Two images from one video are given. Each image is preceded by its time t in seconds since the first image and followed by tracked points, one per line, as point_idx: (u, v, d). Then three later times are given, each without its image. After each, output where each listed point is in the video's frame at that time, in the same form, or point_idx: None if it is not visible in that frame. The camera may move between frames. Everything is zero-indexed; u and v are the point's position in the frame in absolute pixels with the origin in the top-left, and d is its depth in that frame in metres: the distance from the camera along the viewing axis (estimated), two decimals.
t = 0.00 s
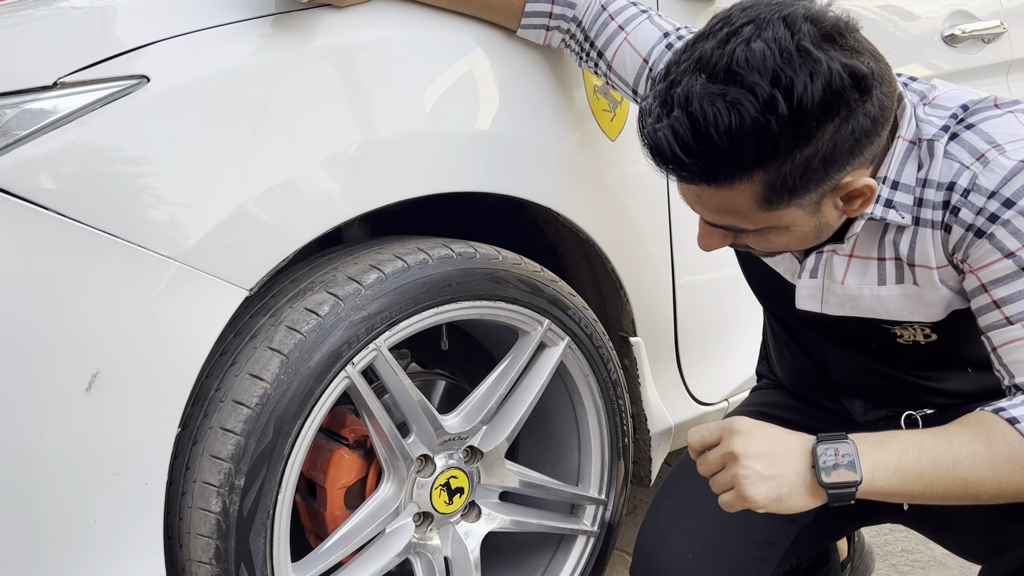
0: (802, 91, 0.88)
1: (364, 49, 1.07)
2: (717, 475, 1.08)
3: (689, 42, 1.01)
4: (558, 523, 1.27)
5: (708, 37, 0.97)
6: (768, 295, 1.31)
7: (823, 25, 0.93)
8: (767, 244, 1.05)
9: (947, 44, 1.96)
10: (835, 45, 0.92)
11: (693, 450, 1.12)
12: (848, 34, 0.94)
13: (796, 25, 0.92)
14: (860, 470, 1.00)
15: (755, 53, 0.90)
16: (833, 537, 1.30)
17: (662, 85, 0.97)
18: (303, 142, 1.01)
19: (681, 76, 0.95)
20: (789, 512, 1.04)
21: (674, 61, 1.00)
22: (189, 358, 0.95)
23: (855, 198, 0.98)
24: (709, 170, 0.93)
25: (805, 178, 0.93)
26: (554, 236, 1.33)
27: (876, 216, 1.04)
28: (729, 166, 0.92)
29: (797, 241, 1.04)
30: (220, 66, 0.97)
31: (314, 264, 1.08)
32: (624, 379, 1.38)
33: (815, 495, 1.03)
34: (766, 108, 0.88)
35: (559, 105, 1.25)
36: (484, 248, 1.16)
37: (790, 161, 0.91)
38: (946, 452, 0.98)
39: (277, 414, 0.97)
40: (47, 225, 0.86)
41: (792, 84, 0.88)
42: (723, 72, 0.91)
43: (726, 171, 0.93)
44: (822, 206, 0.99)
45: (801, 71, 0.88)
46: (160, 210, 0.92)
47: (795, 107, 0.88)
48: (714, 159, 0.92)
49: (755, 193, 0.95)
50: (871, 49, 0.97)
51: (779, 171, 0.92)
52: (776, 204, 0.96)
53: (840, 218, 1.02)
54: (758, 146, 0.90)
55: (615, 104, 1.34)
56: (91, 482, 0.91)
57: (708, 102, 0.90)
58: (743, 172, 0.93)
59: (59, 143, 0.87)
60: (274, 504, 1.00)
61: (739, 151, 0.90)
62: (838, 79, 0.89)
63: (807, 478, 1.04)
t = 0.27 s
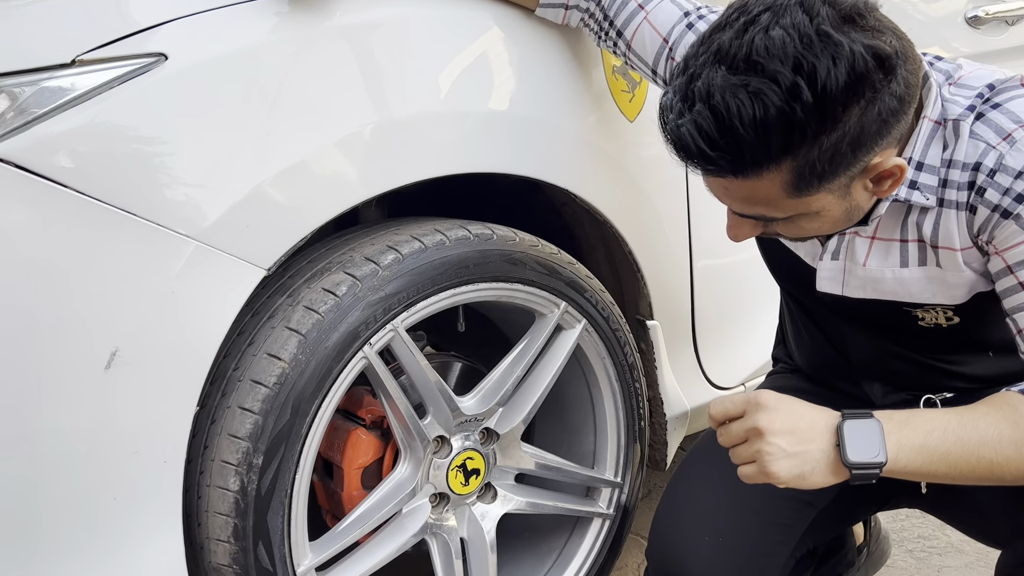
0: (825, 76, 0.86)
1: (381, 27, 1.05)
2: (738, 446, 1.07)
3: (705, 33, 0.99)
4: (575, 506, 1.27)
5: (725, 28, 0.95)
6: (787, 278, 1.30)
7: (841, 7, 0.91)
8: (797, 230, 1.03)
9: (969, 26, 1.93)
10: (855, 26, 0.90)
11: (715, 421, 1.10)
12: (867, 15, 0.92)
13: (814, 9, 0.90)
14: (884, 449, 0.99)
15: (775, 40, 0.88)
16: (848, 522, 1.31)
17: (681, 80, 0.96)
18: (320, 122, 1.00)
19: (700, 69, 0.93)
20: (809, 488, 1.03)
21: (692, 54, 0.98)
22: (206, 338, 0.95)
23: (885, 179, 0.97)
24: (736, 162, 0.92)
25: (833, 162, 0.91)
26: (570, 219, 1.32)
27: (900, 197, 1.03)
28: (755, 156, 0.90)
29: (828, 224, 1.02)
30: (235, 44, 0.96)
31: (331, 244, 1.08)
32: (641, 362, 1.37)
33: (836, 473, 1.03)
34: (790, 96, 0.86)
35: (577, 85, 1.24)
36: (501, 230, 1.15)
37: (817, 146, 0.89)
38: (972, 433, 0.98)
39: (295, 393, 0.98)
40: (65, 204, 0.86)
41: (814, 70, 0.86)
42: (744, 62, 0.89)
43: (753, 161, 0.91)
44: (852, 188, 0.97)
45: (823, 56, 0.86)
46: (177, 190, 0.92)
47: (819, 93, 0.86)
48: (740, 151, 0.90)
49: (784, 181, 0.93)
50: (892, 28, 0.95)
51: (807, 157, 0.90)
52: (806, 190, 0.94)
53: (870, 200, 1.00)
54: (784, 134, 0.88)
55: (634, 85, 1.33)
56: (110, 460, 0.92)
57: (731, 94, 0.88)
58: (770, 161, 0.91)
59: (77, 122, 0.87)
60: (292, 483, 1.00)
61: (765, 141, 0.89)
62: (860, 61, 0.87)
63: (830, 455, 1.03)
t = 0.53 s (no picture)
0: (851, 67, 0.82)
1: None
2: (760, 428, 1.06)
3: (725, 20, 0.95)
4: (593, 484, 1.27)
5: (746, 15, 0.91)
6: (808, 254, 1.29)
7: None
8: (822, 214, 1.00)
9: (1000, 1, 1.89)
10: (880, 13, 0.86)
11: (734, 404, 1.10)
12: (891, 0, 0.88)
13: None
14: (908, 427, 0.99)
15: (799, 29, 0.84)
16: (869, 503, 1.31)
17: (700, 72, 0.92)
18: (340, 93, 0.99)
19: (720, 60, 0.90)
20: (832, 468, 1.03)
21: (712, 42, 0.94)
22: (228, 312, 0.96)
23: (911, 162, 0.93)
24: (758, 155, 0.89)
25: (858, 152, 0.88)
26: (591, 195, 1.31)
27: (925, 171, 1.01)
28: (778, 148, 0.87)
29: (853, 207, 0.99)
30: (254, 12, 0.94)
31: (352, 219, 1.07)
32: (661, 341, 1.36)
33: (858, 452, 1.02)
34: (815, 87, 0.83)
35: (600, 58, 1.21)
36: (522, 206, 1.14)
37: (842, 136, 0.86)
38: (996, 411, 0.97)
39: (316, 367, 0.98)
40: (90, 177, 0.85)
41: (840, 60, 0.83)
42: (766, 52, 0.86)
43: (776, 153, 0.88)
44: (877, 171, 0.93)
45: (848, 46, 0.83)
46: (195, 165, 0.91)
47: (844, 83, 0.83)
48: (763, 143, 0.87)
49: (808, 170, 0.90)
50: (917, 12, 0.91)
51: (831, 148, 0.87)
52: (831, 176, 0.91)
53: (897, 181, 0.97)
54: (808, 126, 0.85)
55: (656, 59, 1.30)
56: (135, 433, 0.92)
57: (754, 85, 0.84)
58: (793, 152, 0.88)
59: (97, 93, 0.85)
60: (313, 457, 1.00)
61: (789, 133, 0.85)
62: (886, 51, 0.84)
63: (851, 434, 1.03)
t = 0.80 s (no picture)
0: (848, 86, 0.77)
1: None
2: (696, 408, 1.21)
3: (719, 29, 0.88)
4: (609, 468, 1.28)
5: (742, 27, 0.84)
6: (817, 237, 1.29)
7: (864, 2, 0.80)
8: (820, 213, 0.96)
9: None
10: (880, 24, 0.79)
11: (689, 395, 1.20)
12: (892, 10, 0.81)
13: (834, 8, 0.79)
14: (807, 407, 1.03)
15: (795, 47, 0.78)
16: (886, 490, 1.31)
17: (694, 87, 0.86)
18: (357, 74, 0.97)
19: (713, 76, 0.83)
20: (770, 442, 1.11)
21: (707, 54, 0.87)
22: (246, 294, 0.96)
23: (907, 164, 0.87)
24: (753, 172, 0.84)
25: (856, 165, 0.83)
26: (606, 179, 1.31)
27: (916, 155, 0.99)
28: (772, 165, 0.83)
29: (849, 207, 0.95)
30: None
31: (369, 202, 1.07)
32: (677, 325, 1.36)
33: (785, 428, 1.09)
34: (811, 108, 0.77)
35: (617, 39, 1.20)
36: (538, 189, 1.14)
37: (839, 152, 0.81)
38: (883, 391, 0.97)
39: (334, 349, 0.98)
40: (110, 158, 0.85)
41: (837, 79, 0.77)
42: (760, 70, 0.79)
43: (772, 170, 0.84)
44: (875, 174, 0.87)
45: (846, 64, 0.77)
46: (210, 148, 0.90)
47: (842, 102, 0.77)
48: (758, 162, 0.83)
49: (806, 182, 0.85)
50: (918, 17, 0.84)
51: (829, 162, 0.82)
52: (829, 186, 0.86)
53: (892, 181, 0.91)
54: (804, 143, 0.80)
55: (674, 41, 1.29)
56: (154, 413, 0.93)
57: (748, 107, 0.79)
58: (789, 166, 0.83)
59: (114, 74, 0.85)
60: (330, 439, 1.01)
61: (784, 152, 0.81)
62: (888, 67, 0.77)
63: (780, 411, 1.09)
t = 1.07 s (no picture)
0: (707, 218, 0.75)
1: None
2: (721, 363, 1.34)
3: (619, 116, 0.83)
4: (621, 457, 1.28)
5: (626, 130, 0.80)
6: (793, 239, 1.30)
7: (738, 122, 0.75)
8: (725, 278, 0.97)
9: None
10: (747, 150, 0.74)
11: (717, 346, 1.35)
12: (778, 125, 0.75)
13: (706, 127, 0.75)
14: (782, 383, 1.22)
15: (660, 172, 0.75)
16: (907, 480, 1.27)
17: (586, 181, 0.83)
18: (370, 61, 0.97)
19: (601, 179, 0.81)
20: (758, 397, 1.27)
21: (601, 141, 0.84)
22: (262, 280, 0.97)
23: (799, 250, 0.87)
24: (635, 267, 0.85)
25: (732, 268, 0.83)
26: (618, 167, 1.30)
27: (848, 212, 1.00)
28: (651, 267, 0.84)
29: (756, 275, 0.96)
30: None
31: (382, 191, 1.08)
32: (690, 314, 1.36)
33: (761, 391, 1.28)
34: (675, 232, 0.77)
35: (627, 28, 1.20)
36: (551, 178, 1.14)
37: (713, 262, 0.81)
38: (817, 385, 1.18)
39: (348, 337, 0.98)
40: (126, 147, 0.86)
41: (697, 209, 0.75)
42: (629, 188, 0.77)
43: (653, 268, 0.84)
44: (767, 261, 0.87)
45: (703, 194, 0.74)
46: (224, 137, 0.90)
47: (702, 228, 0.76)
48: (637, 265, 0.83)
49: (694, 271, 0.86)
50: (799, 122, 0.77)
51: (707, 266, 0.82)
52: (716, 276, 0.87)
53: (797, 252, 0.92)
54: (673, 257, 0.80)
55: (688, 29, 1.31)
56: (169, 400, 0.94)
57: (618, 224, 0.78)
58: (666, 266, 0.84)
59: (128, 61, 0.85)
60: (343, 426, 1.01)
61: (657, 263, 0.81)
62: (745, 200, 0.74)
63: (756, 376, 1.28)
